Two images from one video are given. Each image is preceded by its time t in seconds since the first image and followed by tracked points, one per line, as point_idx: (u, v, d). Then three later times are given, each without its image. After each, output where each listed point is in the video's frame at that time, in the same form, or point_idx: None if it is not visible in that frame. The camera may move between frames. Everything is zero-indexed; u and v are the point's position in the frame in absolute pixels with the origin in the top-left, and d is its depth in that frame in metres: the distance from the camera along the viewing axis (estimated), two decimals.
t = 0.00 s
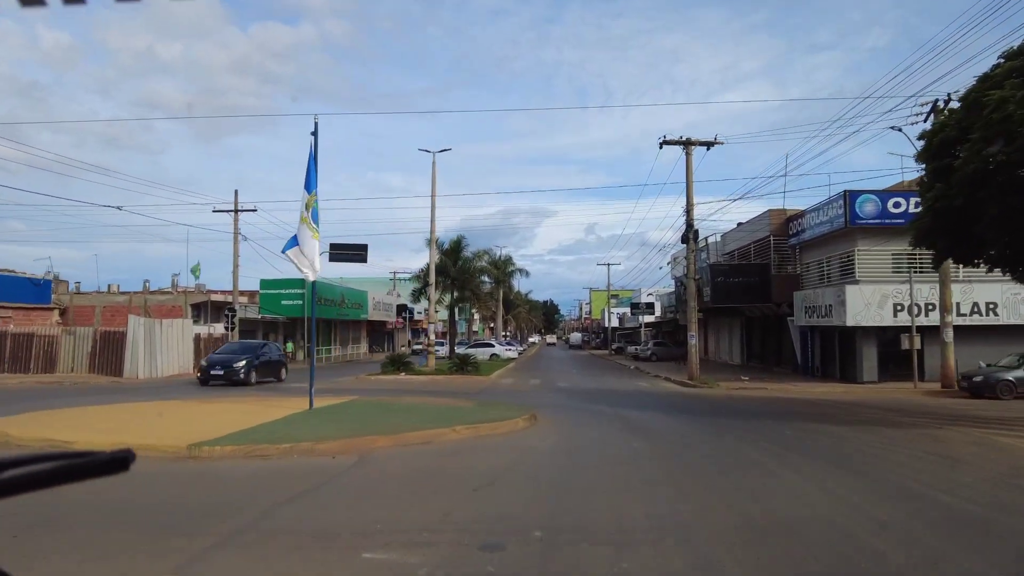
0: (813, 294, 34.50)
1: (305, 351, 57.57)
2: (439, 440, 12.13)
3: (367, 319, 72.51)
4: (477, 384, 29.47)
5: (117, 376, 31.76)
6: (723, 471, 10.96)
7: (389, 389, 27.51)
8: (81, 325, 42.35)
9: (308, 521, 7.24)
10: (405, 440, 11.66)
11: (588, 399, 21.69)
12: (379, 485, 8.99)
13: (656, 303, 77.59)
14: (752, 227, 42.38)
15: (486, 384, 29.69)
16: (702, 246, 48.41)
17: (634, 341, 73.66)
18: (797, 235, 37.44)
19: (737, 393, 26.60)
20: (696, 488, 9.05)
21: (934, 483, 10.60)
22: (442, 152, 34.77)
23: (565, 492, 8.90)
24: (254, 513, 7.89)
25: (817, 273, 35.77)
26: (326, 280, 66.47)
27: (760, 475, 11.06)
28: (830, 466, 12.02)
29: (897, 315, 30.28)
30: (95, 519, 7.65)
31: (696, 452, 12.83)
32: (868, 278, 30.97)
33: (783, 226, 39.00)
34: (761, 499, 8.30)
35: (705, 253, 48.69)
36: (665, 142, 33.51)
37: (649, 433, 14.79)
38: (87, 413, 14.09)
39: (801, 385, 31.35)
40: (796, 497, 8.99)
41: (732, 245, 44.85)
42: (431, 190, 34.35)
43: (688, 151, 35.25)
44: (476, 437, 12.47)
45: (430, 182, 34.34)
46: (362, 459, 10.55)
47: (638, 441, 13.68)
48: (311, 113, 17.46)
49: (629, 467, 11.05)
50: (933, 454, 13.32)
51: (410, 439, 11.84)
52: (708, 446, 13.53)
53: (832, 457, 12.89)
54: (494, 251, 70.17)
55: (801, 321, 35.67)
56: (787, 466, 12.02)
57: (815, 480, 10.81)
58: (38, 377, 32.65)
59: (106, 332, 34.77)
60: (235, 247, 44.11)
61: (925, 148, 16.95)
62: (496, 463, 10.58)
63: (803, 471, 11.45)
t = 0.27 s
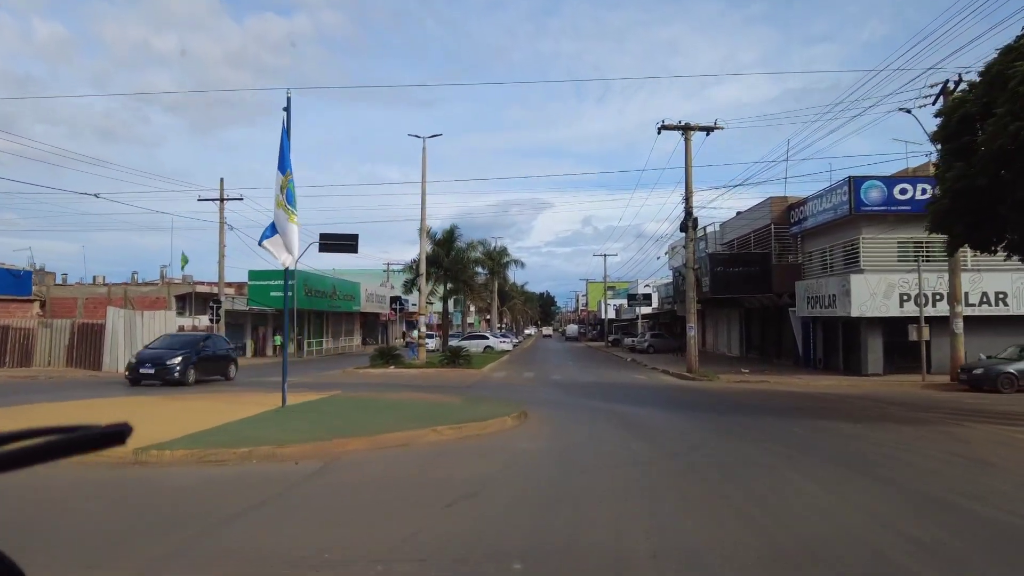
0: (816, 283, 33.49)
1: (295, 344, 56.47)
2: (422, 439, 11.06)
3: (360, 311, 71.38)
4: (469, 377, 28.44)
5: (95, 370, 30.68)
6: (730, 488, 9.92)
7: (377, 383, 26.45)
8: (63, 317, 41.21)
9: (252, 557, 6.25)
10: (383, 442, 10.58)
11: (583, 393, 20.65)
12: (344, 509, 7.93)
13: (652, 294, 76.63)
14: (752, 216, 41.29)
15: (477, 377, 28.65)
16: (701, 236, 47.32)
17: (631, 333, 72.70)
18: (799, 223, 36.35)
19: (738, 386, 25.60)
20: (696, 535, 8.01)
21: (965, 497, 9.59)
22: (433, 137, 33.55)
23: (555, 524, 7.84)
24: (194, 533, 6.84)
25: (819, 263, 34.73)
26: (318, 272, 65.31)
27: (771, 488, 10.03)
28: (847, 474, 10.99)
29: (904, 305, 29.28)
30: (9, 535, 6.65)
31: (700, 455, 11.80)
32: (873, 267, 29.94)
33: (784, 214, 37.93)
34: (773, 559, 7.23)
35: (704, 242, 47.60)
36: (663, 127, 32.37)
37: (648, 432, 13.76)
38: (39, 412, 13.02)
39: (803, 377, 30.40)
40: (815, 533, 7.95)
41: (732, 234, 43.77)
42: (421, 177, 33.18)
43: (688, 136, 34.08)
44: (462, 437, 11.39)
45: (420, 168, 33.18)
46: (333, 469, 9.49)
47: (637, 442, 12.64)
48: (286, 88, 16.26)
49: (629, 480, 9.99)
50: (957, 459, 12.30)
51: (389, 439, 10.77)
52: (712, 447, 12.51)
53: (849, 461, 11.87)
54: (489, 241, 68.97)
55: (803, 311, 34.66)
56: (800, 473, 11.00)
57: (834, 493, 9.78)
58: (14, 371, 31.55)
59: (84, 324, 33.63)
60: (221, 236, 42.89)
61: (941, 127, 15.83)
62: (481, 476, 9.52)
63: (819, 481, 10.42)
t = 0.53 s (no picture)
0: (818, 264, 32.38)
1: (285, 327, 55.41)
2: (394, 438, 9.95)
3: (352, 294, 70.22)
4: (459, 362, 27.41)
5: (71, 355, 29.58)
6: (740, 491, 8.80)
7: (362, 368, 25.37)
8: (42, 300, 40.07)
9: None
10: (349, 441, 9.47)
11: (577, 379, 19.55)
12: (291, 529, 6.82)
13: (650, 277, 75.52)
14: (753, 195, 40.07)
15: (468, 362, 27.55)
16: (699, 216, 46.13)
17: (628, 316, 71.75)
18: (802, 202, 35.14)
19: (739, 371, 24.55)
20: (706, 540, 6.88)
21: (1006, 501, 8.51)
22: (421, 112, 32.19)
23: (541, 541, 6.71)
24: (96, 571, 5.72)
25: (823, 243, 33.58)
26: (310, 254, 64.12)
27: (786, 490, 8.91)
28: (866, 473, 9.94)
29: (911, 286, 28.18)
30: None
31: (705, 452, 10.69)
32: (879, 247, 28.84)
33: (786, 192, 36.74)
34: (795, 568, 6.12)
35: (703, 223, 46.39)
36: (662, 101, 31.12)
37: (648, 423, 12.65)
38: None
39: (805, 360, 29.45)
40: (842, 543, 6.83)
41: (732, 214, 42.59)
42: (410, 155, 31.93)
43: (688, 111, 32.78)
44: (440, 435, 10.28)
45: (410, 146, 31.91)
46: (290, 472, 8.35)
47: (635, 436, 11.54)
48: (254, 51, 14.94)
49: (625, 482, 8.89)
50: (985, 453, 11.22)
51: (356, 439, 9.65)
52: (717, 441, 11.41)
53: (866, 458, 10.81)
54: (483, 222, 67.67)
55: (806, 293, 33.55)
56: (816, 471, 9.89)
57: (855, 497, 8.71)
58: None
59: (61, 307, 32.47)
60: (205, 217, 41.62)
61: (964, 92, 14.60)
62: (456, 481, 8.40)
63: (839, 482, 9.32)
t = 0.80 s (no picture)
0: (821, 249, 31.23)
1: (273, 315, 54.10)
2: (356, 442, 8.78)
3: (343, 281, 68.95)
4: (447, 351, 26.24)
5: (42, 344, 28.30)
6: (751, 504, 7.63)
7: (345, 359, 24.18)
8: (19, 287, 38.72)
9: None
10: (302, 447, 8.29)
11: (570, 371, 18.37)
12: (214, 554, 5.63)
13: (647, 263, 74.25)
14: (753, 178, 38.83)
15: (457, 351, 26.38)
16: (698, 200, 44.87)
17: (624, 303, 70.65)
18: (805, 185, 33.91)
19: (739, 360, 23.44)
20: (716, 565, 5.70)
21: None
22: (408, 90, 30.82)
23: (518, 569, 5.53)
24: None
25: (826, 227, 32.38)
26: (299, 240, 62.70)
27: (803, 504, 7.74)
28: (890, 479, 8.80)
29: (918, 272, 27.04)
30: None
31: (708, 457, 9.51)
32: (886, 231, 27.67)
33: (788, 175, 35.52)
34: None
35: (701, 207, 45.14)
36: (660, 79, 29.83)
37: (644, 420, 11.48)
38: None
39: (807, 348, 28.35)
40: (879, 575, 5.65)
41: (731, 198, 41.36)
42: (398, 134, 30.56)
43: (687, 89, 31.48)
44: (409, 439, 9.10)
45: (397, 125, 30.54)
46: (228, 485, 7.18)
47: (630, 437, 10.37)
48: (216, 13, 13.63)
49: (618, 492, 7.73)
50: (1018, 456, 10.10)
51: (311, 444, 8.47)
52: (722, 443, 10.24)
53: (887, 461, 9.68)
54: (477, 208, 66.26)
55: (809, 279, 32.39)
56: (835, 479, 8.73)
57: (882, 510, 7.57)
58: None
59: (33, 294, 31.12)
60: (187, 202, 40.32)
61: (992, 57, 13.36)
62: (422, 493, 7.22)
63: (862, 493, 8.17)
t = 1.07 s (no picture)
0: (824, 236, 30.00)
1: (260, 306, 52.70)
2: (300, 463, 7.54)
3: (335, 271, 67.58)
4: (434, 344, 24.99)
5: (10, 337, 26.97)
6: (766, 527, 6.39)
7: (325, 352, 22.93)
8: None
9: None
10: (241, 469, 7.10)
11: (560, 365, 17.16)
12: None
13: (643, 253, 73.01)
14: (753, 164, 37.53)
15: (443, 344, 25.18)
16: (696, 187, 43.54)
17: (620, 293, 69.45)
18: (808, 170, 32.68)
19: (740, 353, 22.28)
20: None
21: None
22: (394, 71, 29.38)
23: None
24: None
25: (830, 214, 31.14)
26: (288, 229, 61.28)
27: (825, 521, 6.54)
28: (927, 492, 7.55)
29: (928, 260, 25.85)
30: None
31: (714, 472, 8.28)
32: (893, 218, 26.46)
33: (790, 160, 34.24)
34: None
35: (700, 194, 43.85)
36: (657, 59, 28.48)
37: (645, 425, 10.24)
38: None
39: (810, 340, 27.18)
40: None
41: (730, 184, 40.07)
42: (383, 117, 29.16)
43: (685, 70, 30.15)
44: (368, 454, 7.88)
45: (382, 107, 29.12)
46: (136, 518, 5.94)
47: (624, 445, 9.15)
48: None
49: (608, 515, 6.52)
50: None
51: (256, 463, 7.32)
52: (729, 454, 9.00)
53: (918, 471, 8.45)
54: (469, 196, 65.27)
55: (811, 268, 31.20)
56: (860, 489, 7.49)
57: (925, 533, 6.31)
58: None
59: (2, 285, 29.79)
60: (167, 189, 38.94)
61: None
62: (373, 524, 6.03)
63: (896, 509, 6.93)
